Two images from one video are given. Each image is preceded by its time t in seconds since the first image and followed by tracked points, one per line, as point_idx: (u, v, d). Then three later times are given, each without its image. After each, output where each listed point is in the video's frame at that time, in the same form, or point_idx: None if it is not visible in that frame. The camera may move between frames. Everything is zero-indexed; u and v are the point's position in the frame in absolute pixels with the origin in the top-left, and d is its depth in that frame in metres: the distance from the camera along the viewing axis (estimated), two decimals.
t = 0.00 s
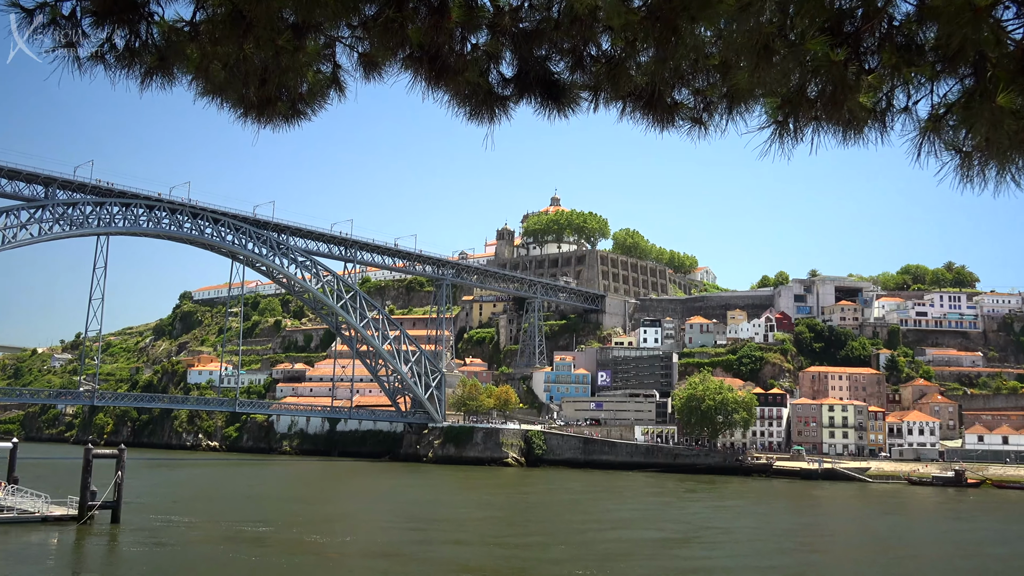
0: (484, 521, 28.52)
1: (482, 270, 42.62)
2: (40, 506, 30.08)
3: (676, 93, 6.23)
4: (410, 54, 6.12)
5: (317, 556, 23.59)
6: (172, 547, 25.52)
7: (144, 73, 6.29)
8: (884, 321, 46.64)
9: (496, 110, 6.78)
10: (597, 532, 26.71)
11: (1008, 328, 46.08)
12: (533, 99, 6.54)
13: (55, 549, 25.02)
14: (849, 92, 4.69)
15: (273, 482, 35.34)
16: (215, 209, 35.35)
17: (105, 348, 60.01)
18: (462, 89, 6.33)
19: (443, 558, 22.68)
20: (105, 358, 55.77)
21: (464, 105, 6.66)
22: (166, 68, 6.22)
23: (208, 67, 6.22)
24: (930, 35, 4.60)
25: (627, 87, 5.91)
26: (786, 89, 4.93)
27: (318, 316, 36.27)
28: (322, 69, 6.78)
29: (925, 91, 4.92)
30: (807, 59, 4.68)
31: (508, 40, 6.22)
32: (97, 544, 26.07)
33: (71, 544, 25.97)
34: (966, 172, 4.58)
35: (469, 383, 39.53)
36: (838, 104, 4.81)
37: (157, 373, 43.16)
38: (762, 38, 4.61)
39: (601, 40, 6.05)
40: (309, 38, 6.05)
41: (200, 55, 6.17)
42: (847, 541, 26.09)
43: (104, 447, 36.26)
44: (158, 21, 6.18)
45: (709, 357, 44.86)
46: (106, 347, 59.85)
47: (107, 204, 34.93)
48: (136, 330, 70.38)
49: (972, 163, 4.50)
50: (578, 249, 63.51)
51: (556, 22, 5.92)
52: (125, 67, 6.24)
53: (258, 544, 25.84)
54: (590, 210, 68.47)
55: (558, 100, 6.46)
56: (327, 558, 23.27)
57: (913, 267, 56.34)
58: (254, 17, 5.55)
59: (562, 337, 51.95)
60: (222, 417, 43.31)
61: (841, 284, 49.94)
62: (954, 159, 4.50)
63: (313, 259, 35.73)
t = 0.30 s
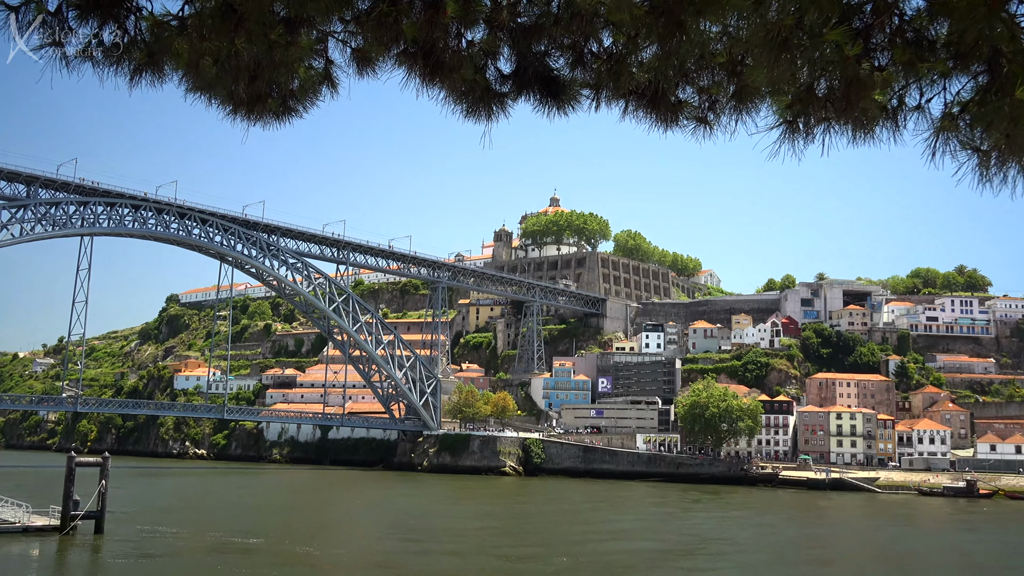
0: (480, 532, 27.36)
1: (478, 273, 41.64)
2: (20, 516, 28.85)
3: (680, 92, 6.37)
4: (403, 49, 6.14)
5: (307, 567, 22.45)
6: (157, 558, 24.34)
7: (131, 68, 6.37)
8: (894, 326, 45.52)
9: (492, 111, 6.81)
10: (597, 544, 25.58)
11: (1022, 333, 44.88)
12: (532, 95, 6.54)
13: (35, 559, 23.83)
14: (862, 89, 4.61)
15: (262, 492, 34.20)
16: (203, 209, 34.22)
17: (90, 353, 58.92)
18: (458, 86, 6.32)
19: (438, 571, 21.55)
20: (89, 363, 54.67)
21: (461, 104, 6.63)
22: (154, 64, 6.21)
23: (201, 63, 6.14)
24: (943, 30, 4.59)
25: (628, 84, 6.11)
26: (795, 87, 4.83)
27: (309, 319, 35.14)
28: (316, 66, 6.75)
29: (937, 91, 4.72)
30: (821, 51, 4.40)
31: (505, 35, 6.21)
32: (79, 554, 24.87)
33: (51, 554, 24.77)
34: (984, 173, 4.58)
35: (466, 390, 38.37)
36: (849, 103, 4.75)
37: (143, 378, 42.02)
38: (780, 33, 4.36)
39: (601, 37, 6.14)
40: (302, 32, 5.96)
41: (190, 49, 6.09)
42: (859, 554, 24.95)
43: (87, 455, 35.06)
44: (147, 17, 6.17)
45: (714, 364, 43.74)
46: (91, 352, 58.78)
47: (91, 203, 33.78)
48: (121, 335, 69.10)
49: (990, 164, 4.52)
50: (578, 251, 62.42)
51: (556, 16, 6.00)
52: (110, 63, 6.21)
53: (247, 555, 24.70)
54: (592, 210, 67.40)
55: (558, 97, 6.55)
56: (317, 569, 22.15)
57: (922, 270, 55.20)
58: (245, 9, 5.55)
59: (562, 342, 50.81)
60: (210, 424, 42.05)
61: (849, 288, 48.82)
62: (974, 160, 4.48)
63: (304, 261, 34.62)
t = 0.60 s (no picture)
0: (477, 545, 26.06)
1: (476, 276, 40.44)
2: None
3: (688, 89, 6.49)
4: (399, 45, 6.37)
5: None
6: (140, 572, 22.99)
7: (119, 64, 6.57)
8: (906, 332, 44.30)
9: (489, 106, 6.96)
10: (600, 557, 24.29)
11: None
12: (530, 91, 6.76)
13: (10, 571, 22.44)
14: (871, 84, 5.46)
15: (250, 503, 32.82)
16: (189, 209, 32.90)
17: (72, 358, 57.78)
18: (455, 81, 6.50)
19: None
20: (71, 368, 53.70)
21: (457, 100, 6.82)
22: (140, 58, 6.52)
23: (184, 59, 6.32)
24: (956, 26, 5.29)
25: (632, 80, 6.17)
26: (807, 84, 5.71)
27: (300, 324, 33.90)
28: (306, 60, 6.89)
29: (953, 83, 5.48)
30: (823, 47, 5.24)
31: (505, 31, 6.43)
32: (57, 568, 23.49)
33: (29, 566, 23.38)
34: (1001, 167, 5.14)
35: (461, 397, 36.72)
36: (860, 101, 5.57)
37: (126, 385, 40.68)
38: (783, 28, 5.18)
39: (605, 32, 6.26)
40: (294, 28, 6.27)
41: (178, 45, 6.30)
42: (875, 568, 23.67)
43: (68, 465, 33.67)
44: (134, 12, 6.46)
45: (719, 370, 42.47)
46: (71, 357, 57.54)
47: (73, 202, 32.48)
48: (104, 339, 67.68)
49: (1008, 162, 5.10)
50: (579, 254, 61.22)
51: (555, 11, 6.16)
52: (84, 55, 6.45)
53: (233, 568, 23.36)
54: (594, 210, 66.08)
55: (558, 94, 6.74)
56: None
57: (936, 274, 54.14)
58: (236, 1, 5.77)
59: (562, 347, 49.53)
60: (197, 432, 40.65)
61: (860, 292, 47.63)
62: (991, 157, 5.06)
63: (294, 263, 33.32)
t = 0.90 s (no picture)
0: (473, 559, 24.69)
1: (473, 278, 39.04)
2: None
3: (691, 84, 6.34)
4: (395, 39, 6.32)
5: None
6: None
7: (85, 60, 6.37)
8: (920, 338, 43.04)
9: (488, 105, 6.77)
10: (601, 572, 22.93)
11: None
12: (531, 88, 6.60)
13: None
14: (885, 81, 5.38)
15: (235, 515, 31.40)
16: (174, 209, 31.57)
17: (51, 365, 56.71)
18: (453, 76, 6.37)
19: None
20: (50, 375, 52.94)
21: (454, 99, 6.68)
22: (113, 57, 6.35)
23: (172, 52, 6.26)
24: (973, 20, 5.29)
25: (636, 75, 5.89)
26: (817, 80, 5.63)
27: (290, 329, 32.55)
28: (297, 56, 6.85)
29: (971, 79, 5.40)
30: (840, 42, 5.19)
31: (504, 26, 6.35)
32: None
33: None
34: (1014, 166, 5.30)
35: (457, 405, 35.13)
36: (872, 98, 5.52)
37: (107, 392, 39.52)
38: (796, 20, 5.12)
39: (610, 24, 6.15)
40: (282, 20, 6.13)
41: (159, 39, 6.24)
42: None
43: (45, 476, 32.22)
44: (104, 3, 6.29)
45: (727, 378, 41.10)
46: (50, 364, 56.72)
47: (52, 202, 31.13)
48: (86, 344, 66.31)
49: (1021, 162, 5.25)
50: (581, 256, 59.91)
51: (558, 6, 6.03)
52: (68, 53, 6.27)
53: None
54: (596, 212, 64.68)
55: (560, 89, 6.55)
56: None
57: (952, 277, 53.51)
58: None
59: (562, 354, 48.14)
60: (182, 442, 39.22)
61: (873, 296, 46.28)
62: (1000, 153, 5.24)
63: (284, 265, 31.96)
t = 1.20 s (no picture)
0: None
1: (470, 282, 38.08)
2: None
3: (697, 79, 6.17)
4: (390, 31, 6.26)
5: None
6: None
7: (78, 52, 6.52)
8: (939, 343, 41.67)
9: (488, 100, 6.75)
10: None
11: None
12: (532, 83, 6.54)
13: None
14: (898, 76, 5.08)
15: (221, 529, 29.94)
16: (159, 209, 30.25)
17: (29, 371, 56.00)
18: (450, 71, 6.39)
19: None
20: (31, 383, 52.83)
21: (452, 95, 6.68)
22: (105, 50, 6.46)
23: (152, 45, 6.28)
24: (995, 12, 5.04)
25: (639, 70, 5.88)
26: (830, 76, 5.44)
27: (280, 335, 31.16)
28: (288, 48, 6.94)
29: (987, 76, 5.11)
30: (846, 36, 5.01)
31: (501, 19, 6.37)
32: None
33: None
34: None
35: (455, 414, 33.81)
36: (885, 93, 5.22)
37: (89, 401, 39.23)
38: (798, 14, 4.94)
39: (610, 17, 6.07)
40: (270, 14, 6.10)
41: (144, 32, 6.28)
42: None
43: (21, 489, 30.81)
44: None
45: (736, 385, 39.75)
46: (29, 370, 56.54)
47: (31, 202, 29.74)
48: (68, 350, 65.23)
49: None
50: (583, 258, 58.62)
51: None
52: (53, 47, 6.50)
53: None
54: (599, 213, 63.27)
55: (561, 85, 6.47)
56: None
57: (971, 280, 52.13)
58: None
59: (564, 360, 46.74)
60: (167, 452, 37.80)
61: (889, 300, 44.92)
62: None
63: (273, 267, 30.60)
